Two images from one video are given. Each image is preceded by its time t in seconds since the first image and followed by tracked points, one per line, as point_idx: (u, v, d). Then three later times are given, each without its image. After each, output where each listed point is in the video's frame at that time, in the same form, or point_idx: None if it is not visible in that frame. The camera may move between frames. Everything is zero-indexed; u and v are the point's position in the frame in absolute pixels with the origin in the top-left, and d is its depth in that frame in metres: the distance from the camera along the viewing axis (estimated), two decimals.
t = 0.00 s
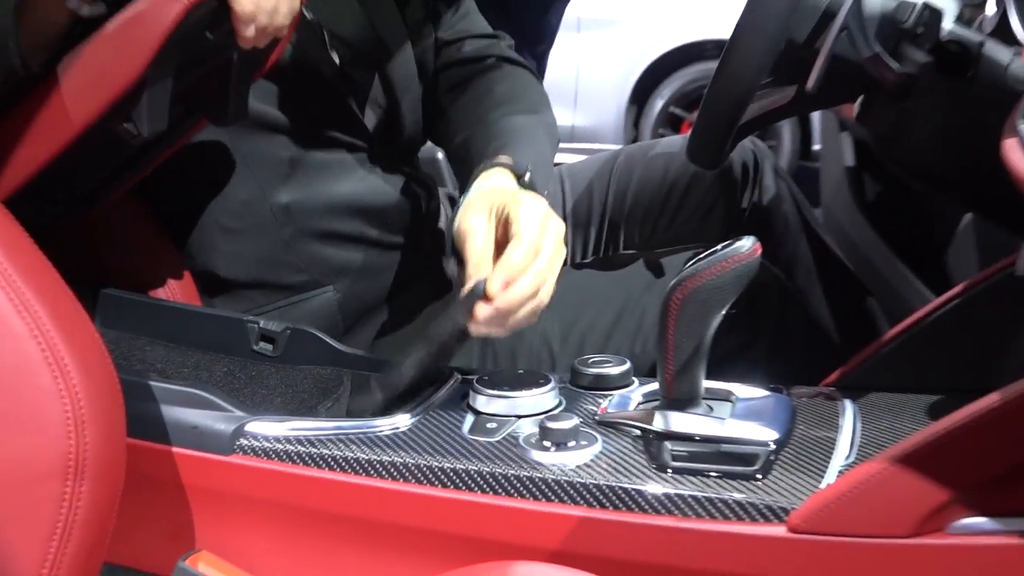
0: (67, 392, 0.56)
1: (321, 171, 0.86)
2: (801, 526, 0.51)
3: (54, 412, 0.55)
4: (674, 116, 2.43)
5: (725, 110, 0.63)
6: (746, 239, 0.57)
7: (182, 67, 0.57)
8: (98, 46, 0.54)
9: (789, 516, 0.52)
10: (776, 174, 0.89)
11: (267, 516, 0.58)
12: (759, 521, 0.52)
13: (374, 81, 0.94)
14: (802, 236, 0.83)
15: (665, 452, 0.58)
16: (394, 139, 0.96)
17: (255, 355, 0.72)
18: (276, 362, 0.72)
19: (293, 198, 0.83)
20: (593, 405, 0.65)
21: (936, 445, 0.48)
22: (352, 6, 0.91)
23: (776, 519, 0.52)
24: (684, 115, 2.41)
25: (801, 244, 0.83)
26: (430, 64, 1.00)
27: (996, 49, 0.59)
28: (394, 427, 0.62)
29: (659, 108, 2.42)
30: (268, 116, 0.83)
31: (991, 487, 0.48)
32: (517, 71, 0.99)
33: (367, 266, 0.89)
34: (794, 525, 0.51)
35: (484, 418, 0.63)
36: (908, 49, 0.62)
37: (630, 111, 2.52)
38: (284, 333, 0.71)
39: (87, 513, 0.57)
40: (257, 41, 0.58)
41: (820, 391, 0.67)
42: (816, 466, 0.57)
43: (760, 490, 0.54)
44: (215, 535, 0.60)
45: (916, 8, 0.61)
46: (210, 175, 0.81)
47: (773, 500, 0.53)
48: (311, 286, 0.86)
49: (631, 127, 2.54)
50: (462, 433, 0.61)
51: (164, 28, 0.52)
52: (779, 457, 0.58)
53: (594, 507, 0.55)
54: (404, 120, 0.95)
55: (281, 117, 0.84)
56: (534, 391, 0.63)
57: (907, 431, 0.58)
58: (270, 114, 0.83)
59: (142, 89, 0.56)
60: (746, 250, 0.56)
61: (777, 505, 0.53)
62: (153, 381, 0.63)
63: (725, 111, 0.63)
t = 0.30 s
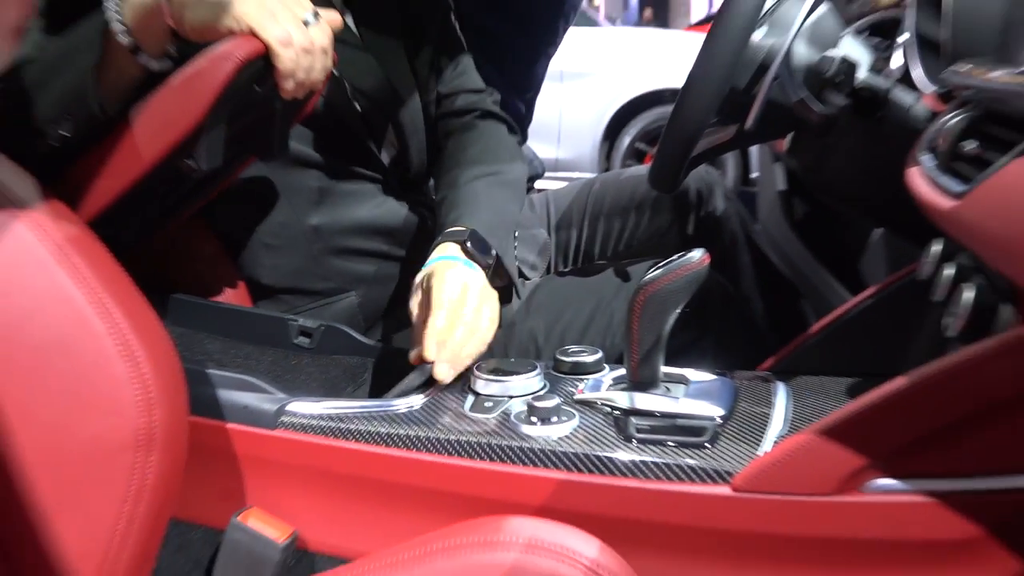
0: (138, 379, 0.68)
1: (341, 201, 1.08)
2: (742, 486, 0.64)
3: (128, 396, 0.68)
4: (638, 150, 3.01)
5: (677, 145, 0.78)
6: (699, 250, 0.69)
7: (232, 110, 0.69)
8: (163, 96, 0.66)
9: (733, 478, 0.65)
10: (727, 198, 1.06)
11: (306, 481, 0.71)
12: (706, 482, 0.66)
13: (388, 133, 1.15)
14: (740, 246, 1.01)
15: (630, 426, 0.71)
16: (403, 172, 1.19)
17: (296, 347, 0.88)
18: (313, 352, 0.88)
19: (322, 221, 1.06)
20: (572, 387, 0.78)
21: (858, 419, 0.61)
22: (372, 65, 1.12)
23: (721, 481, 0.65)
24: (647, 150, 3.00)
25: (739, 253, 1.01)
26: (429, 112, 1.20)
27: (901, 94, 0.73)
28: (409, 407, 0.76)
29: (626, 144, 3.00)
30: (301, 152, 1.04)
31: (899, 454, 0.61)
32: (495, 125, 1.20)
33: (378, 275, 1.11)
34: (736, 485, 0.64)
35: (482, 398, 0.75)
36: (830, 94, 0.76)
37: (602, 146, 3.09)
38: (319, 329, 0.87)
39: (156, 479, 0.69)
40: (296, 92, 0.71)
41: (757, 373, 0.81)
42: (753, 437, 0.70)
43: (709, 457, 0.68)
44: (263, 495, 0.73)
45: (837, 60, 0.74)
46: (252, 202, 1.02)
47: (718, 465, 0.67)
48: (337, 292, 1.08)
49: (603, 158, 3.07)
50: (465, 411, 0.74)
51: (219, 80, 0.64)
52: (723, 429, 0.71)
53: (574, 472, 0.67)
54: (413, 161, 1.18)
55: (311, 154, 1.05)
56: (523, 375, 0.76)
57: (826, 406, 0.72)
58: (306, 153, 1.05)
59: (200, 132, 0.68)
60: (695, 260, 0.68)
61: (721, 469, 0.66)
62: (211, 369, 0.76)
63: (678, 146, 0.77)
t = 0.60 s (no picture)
0: (199, 368, 0.81)
1: (363, 219, 1.26)
2: (697, 454, 0.77)
3: (192, 384, 0.80)
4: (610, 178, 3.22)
5: (639, 174, 0.94)
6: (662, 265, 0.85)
7: (278, 149, 0.86)
8: (219, 137, 0.83)
9: (690, 448, 0.78)
10: (679, 218, 1.30)
11: (337, 452, 0.87)
12: (667, 452, 0.79)
13: (410, 156, 1.38)
14: (690, 257, 1.28)
15: (603, 405, 0.85)
16: (419, 194, 1.42)
17: (328, 340, 1.03)
18: (343, 344, 1.03)
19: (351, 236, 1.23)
20: (555, 372, 0.93)
21: (794, 398, 0.75)
22: (393, 107, 1.33)
23: (680, 450, 0.79)
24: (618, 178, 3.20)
25: (689, 263, 1.28)
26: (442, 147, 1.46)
27: (823, 131, 0.93)
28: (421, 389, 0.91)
29: (598, 173, 3.23)
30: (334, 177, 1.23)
31: (827, 426, 0.75)
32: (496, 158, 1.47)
33: (405, 277, 1.30)
34: (691, 454, 0.77)
35: (481, 382, 0.91)
36: (765, 132, 0.95)
37: (580, 174, 3.31)
38: (348, 325, 1.03)
39: (212, 453, 0.81)
40: (332, 132, 0.86)
41: (706, 360, 0.98)
42: (707, 414, 0.84)
43: (671, 430, 0.81)
44: (301, 462, 0.89)
45: (771, 104, 0.93)
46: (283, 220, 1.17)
47: (679, 437, 0.80)
48: (364, 292, 1.25)
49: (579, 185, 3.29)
50: (466, 394, 0.89)
51: (263, 126, 0.81)
52: (680, 407, 0.85)
53: (558, 443, 0.81)
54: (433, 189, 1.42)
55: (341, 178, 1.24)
56: (515, 363, 0.91)
57: (761, 386, 0.89)
58: (338, 178, 1.24)
59: (252, 166, 0.85)
60: (655, 268, 0.82)
61: (680, 440, 0.79)
62: (261, 361, 0.93)
63: (639, 178, 0.94)
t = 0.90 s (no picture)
0: (207, 371, 0.83)
1: (366, 227, 1.30)
2: (686, 453, 0.80)
3: (200, 388, 0.82)
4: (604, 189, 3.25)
5: (631, 184, 0.98)
6: (647, 266, 1.03)
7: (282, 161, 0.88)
8: (226, 149, 0.86)
9: (679, 447, 0.81)
10: (668, 228, 1.30)
11: (342, 452, 0.91)
12: (657, 451, 0.82)
13: (406, 164, 1.41)
14: (678, 263, 1.28)
15: (596, 406, 0.88)
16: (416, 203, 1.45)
17: (333, 344, 1.08)
18: (347, 348, 1.07)
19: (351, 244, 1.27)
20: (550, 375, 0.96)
21: (777, 400, 0.77)
22: (391, 117, 1.38)
23: (669, 449, 0.81)
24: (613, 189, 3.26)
25: (678, 270, 1.28)
26: (435, 158, 1.49)
27: (806, 144, 1.00)
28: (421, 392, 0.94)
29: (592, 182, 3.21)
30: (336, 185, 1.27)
31: (811, 427, 0.77)
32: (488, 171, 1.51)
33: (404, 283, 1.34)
34: (681, 453, 0.80)
35: (479, 384, 0.94)
36: (750, 144, 1.00)
37: (575, 185, 3.36)
38: (351, 330, 1.07)
39: (220, 453, 0.84)
40: (333, 141, 0.88)
41: (695, 363, 1.01)
42: (697, 415, 0.87)
43: (662, 430, 0.84)
44: (306, 462, 0.93)
45: (756, 117, 0.98)
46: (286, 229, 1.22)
47: (669, 437, 0.82)
48: (366, 297, 1.29)
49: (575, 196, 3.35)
50: (465, 396, 0.92)
51: (267, 135, 0.83)
52: (671, 408, 0.88)
53: (552, 443, 0.85)
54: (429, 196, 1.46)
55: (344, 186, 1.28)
56: (511, 366, 0.95)
57: (747, 386, 0.92)
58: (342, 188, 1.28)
59: (255, 175, 0.87)
60: (645, 276, 0.85)
61: (670, 441, 0.82)
62: (267, 365, 0.96)
63: (630, 187, 0.99)
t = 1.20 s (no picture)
0: (197, 378, 0.83)
1: (359, 231, 1.30)
2: (676, 460, 0.80)
3: (190, 394, 0.82)
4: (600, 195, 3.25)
5: (624, 189, 0.99)
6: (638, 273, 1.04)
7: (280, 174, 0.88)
8: (221, 161, 0.86)
9: (670, 454, 0.81)
10: (660, 234, 1.31)
11: (333, 457, 0.90)
12: (648, 458, 0.81)
13: (404, 167, 1.43)
14: (671, 269, 1.27)
15: (587, 413, 0.87)
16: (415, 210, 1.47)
17: (324, 348, 1.07)
18: (339, 353, 1.06)
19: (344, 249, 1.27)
20: (542, 381, 0.96)
21: (765, 407, 0.77)
22: (386, 123, 1.39)
23: (660, 456, 0.81)
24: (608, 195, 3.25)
25: (670, 275, 1.27)
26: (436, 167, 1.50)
27: (798, 150, 1.02)
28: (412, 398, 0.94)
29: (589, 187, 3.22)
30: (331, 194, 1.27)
31: (802, 434, 0.77)
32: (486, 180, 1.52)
33: (399, 288, 1.33)
34: (672, 460, 0.80)
35: (471, 391, 0.94)
36: (741, 150, 1.01)
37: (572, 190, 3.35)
38: (343, 335, 1.06)
39: (209, 460, 0.84)
40: (332, 156, 0.87)
41: (687, 370, 1.01)
42: (689, 421, 0.86)
43: (653, 436, 0.84)
44: (297, 468, 0.93)
45: (747, 124, 0.99)
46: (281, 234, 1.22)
47: (660, 444, 0.82)
48: (361, 301, 1.28)
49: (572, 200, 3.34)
50: (456, 403, 0.92)
51: (264, 150, 0.83)
52: (662, 414, 0.87)
53: (543, 449, 0.84)
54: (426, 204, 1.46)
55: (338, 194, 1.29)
56: (503, 372, 0.95)
57: (739, 393, 0.92)
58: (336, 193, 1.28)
59: (252, 189, 0.87)
60: (637, 282, 0.85)
61: (660, 447, 0.81)
62: (258, 370, 0.96)
63: (622, 193, 0.99)
